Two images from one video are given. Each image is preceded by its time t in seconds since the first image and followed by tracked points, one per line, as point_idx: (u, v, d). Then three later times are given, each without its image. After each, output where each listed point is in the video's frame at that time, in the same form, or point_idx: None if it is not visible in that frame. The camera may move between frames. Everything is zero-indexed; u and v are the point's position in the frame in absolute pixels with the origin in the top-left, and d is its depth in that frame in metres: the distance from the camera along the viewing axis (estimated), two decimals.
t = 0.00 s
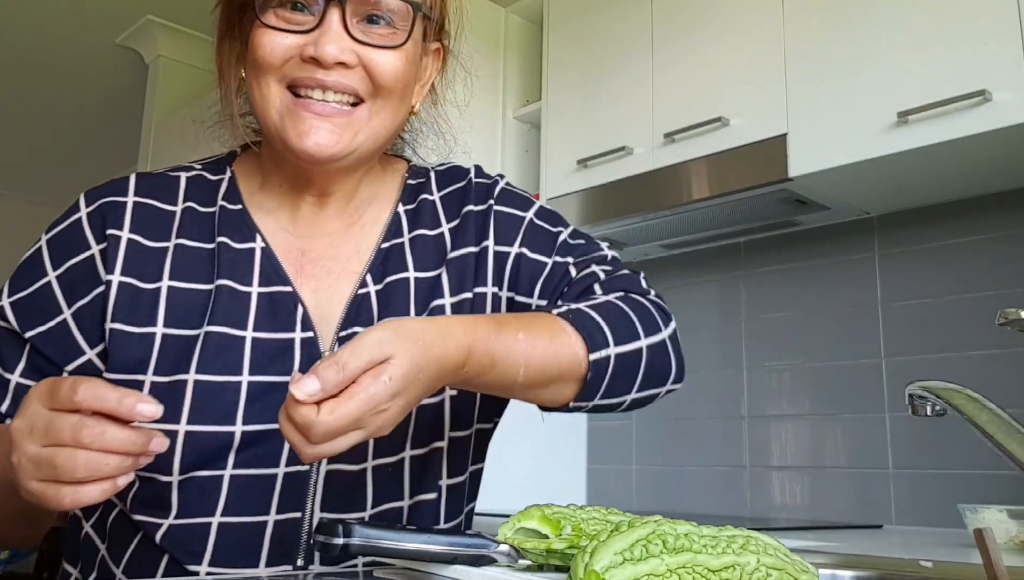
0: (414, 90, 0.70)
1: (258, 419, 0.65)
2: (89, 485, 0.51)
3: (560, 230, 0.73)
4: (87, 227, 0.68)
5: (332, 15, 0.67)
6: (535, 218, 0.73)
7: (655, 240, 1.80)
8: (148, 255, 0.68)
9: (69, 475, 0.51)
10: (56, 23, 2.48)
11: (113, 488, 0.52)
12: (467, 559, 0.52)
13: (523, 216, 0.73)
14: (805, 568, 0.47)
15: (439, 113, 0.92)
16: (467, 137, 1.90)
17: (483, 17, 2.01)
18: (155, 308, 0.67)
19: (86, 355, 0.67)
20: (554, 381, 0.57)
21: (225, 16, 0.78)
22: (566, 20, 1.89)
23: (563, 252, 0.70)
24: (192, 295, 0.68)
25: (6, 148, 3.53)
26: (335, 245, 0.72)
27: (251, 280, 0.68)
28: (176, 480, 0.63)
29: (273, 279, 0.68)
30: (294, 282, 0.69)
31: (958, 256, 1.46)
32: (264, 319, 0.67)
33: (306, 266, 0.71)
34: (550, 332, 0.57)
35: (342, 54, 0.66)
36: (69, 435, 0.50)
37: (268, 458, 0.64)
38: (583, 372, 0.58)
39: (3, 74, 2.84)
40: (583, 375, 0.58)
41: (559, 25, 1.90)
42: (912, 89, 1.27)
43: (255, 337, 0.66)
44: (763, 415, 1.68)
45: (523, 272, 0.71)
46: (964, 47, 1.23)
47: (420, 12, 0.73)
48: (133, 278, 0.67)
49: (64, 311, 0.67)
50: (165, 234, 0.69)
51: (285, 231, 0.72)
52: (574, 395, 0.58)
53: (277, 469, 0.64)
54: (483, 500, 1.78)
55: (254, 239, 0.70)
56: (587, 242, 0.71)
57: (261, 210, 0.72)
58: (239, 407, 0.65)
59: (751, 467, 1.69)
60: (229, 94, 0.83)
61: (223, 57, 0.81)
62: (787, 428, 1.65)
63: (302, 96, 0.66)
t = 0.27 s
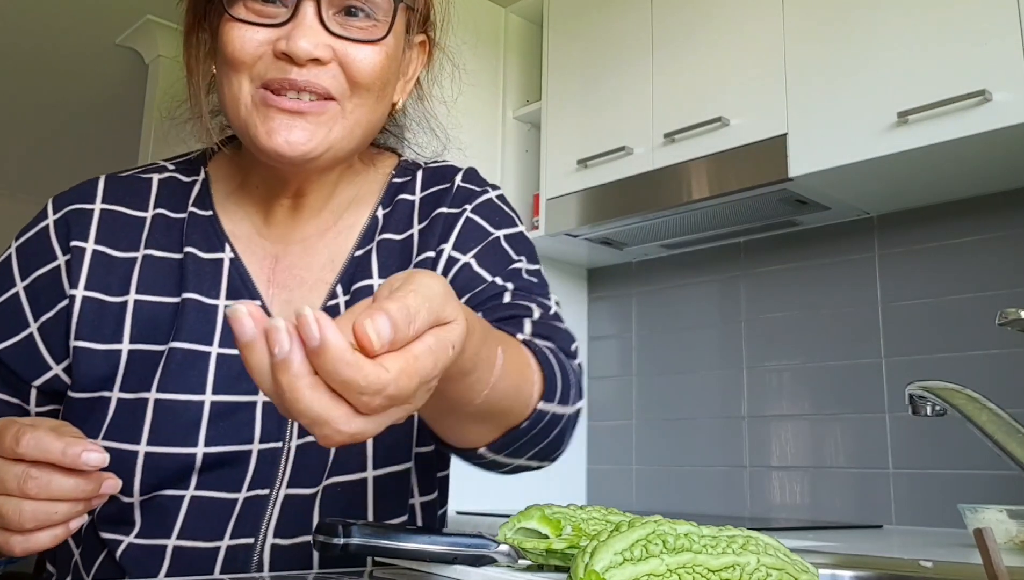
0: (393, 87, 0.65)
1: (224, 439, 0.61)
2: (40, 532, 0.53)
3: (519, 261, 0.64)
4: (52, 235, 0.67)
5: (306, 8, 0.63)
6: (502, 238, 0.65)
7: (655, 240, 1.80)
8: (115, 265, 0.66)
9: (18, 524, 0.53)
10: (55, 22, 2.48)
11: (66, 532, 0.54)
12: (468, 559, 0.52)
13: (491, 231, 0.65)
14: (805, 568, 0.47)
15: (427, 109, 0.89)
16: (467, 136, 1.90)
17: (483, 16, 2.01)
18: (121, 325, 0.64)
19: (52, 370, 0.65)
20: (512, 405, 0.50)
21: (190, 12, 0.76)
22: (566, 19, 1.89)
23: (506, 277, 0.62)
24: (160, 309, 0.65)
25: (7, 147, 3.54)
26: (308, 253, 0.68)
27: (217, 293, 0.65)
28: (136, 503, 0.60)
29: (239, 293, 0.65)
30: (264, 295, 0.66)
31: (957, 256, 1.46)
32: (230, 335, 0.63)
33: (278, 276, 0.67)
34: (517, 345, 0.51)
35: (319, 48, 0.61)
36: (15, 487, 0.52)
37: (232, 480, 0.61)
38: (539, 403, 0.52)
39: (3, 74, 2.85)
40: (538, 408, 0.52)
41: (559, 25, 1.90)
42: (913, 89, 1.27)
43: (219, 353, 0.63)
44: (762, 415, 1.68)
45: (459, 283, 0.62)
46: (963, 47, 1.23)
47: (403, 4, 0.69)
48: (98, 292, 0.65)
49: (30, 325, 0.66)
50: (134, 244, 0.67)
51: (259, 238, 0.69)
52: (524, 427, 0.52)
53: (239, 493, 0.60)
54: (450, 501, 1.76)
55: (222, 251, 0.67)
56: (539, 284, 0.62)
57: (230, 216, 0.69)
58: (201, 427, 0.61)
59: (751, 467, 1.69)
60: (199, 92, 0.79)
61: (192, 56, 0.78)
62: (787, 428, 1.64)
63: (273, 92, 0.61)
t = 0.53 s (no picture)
0: (382, 98, 0.65)
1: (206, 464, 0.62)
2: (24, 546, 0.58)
3: (500, 277, 0.61)
4: (29, 246, 0.70)
5: (292, 17, 0.63)
6: (486, 253, 0.62)
7: (656, 240, 1.80)
8: (93, 280, 0.69)
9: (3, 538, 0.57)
10: (56, 22, 2.48)
11: (52, 543, 0.58)
12: (468, 559, 0.52)
13: (477, 244, 0.63)
14: (805, 568, 0.47)
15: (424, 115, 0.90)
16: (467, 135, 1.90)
17: (483, 16, 2.01)
18: (99, 346, 0.67)
19: (31, 387, 0.69)
20: (485, 437, 0.48)
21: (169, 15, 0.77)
22: (566, 19, 1.89)
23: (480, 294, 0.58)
24: (137, 328, 0.67)
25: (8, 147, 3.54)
26: (293, 270, 0.70)
27: (195, 310, 0.66)
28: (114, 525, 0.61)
29: (216, 310, 0.66)
30: (245, 312, 0.67)
31: (956, 256, 1.46)
32: (208, 358, 0.65)
33: (263, 291, 0.69)
34: (502, 376, 0.48)
35: (304, 56, 0.61)
36: None
37: (207, 505, 0.62)
38: (508, 442, 0.50)
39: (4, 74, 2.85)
40: (506, 446, 0.50)
41: (560, 25, 1.90)
42: (912, 89, 1.27)
43: (198, 374, 0.64)
44: (763, 414, 1.68)
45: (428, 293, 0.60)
46: (963, 47, 1.23)
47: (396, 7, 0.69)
48: (75, 310, 0.68)
49: (6, 340, 0.69)
50: (114, 259, 0.70)
51: (247, 253, 0.71)
52: (489, 462, 0.50)
53: (215, 520, 0.61)
54: (432, 501, 1.75)
55: (203, 264, 0.68)
56: (514, 304, 0.58)
57: (217, 228, 0.71)
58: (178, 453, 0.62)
59: (751, 467, 1.69)
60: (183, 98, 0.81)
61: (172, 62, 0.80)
62: (787, 428, 1.64)
63: (258, 101, 0.60)
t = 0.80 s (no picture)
0: (399, 139, 0.68)
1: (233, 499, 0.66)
2: (75, 557, 0.60)
3: (521, 310, 0.66)
4: (36, 277, 0.71)
5: (320, 54, 0.66)
6: (507, 284, 0.68)
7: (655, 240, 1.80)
8: (109, 315, 0.71)
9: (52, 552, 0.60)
10: (57, 23, 2.47)
11: (101, 553, 0.61)
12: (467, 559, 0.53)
13: (498, 275, 0.69)
14: (805, 568, 0.48)
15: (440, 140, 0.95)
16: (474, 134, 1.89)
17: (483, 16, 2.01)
18: (117, 384, 0.70)
19: (42, 423, 0.71)
20: (527, 485, 0.48)
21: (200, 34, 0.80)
22: (567, 19, 1.89)
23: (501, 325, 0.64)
24: (157, 363, 0.71)
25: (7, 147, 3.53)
26: (306, 299, 0.75)
27: (215, 345, 0.71)
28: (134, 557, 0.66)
29: (235, 345, 0.70)
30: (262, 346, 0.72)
31: (956, 257, 1.47)
32: (229, 392, 0.69)
33: (279, 321, 0.74)
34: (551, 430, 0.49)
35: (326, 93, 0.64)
36: (49, 518, 0.59)
37: (232, 536, 0.66)
38: (548, 490, 0.49)
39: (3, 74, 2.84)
40: (545, 494, 0.49)
41: (560, 25, 1.90)
42: (913, 89, 1.27)
43: (219, 411, 0.69)
44: (763, 414, 1.68)
45: (453, 321, 0.64)
46: (963, 47, 1.23)
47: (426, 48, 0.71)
48: (91, 346, 0.70)
49: (14, 374, 0.70)
50: (128, 291, 0.72)
51: (264, 285, 0.75)
52: (528, 511, 0.49)
53: (236, 550, 0.66)
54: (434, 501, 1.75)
55: (221, 298, 0.72)
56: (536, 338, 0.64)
57: (232, 258, 0.75)
58: (202, 491, 0.67)
59: (751, 467, 1.69)
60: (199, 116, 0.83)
61: (199, 82, 0.83)
62: (787, 428, 1.64)
63: (279, 136, 0.63)
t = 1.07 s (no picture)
0: (409, 150, 0.69)
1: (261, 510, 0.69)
2: (69, 566, 0.61)
3: (531, 300, 0.70)
4: (50, 303, 0.72)
5: (331, 63, 0.67)
6: (516, 276, 0.72)
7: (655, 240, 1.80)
8: (130, 337, 0.73)
9: (49, 561, 0.60)
10: (57, 23, 2.48)
11: (93, 564, 0.61)
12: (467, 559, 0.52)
13: (506, 268, 0.73)
14: (805, 568, 0.48)
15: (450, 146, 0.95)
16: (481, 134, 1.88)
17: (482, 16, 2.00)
18: (142, 405, 0.72)
19: (60, 444, 0.74)
20: (553, 472, 0.51)
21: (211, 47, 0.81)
22: (567, 19, 1.89)
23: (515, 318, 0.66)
24: (178, 382, 0.73)
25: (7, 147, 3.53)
26: (323, 311, 0.78)
27: (233, 361, 0.73)
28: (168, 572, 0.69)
29: (252, 361, 0.73)
30: (279, 361, 0.74)
31: (956, 257, 1.47)
32: (248, 407, 0.72)
33: (298, 333, 0.77)
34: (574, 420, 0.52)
35: (335, 105, 0.65)
36: (42, 529, 0.59)
37: (262, 545, 0.69)
38: (574, 476, 0.52)
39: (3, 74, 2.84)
40: (571, 481, 0.52)
41: (559, 25, 1.90)
42: (912, 89, 1.27)
43: (241, 426, 0.71)
44: (762, 414, 1.68)
45: (467, 317, 0.68)
46: (963, 48, 1.23)
47: (437, 57, 0.72)
48: (116, 369, 0.72)
49: (28, 400, 0.72)
50: (149, 313, 0.74)
51: (281, 301, 0.78)
52: (556, 498, 0.52)
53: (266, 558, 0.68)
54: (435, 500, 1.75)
55: (237, 316, 0.74)
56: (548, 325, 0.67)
57: (247, 275, 0.78)
58: (231, 503, 0.70)
59: (751, 467, 1.69)
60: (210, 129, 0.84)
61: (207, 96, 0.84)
62: (787, 428, 1.65)
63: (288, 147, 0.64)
